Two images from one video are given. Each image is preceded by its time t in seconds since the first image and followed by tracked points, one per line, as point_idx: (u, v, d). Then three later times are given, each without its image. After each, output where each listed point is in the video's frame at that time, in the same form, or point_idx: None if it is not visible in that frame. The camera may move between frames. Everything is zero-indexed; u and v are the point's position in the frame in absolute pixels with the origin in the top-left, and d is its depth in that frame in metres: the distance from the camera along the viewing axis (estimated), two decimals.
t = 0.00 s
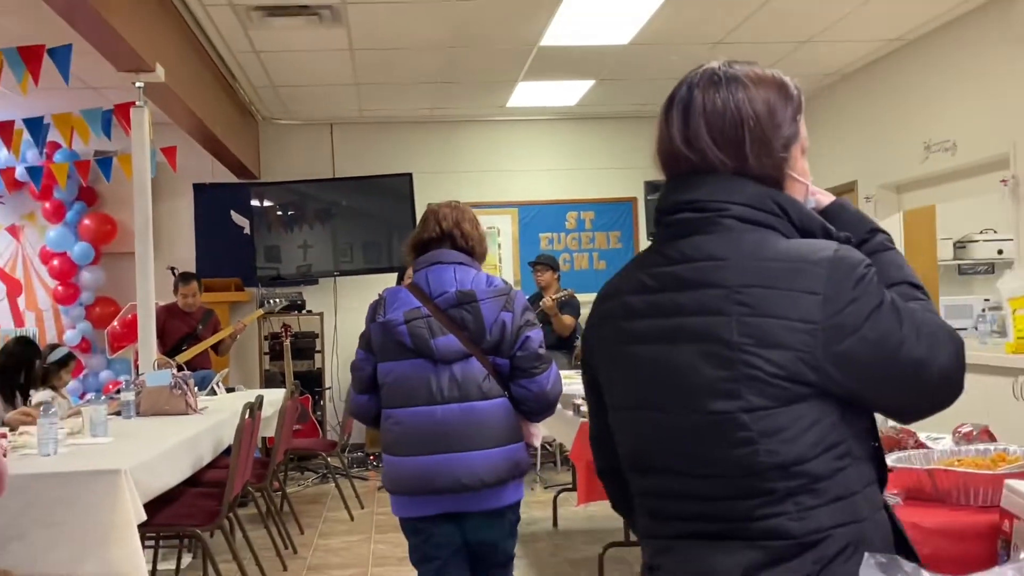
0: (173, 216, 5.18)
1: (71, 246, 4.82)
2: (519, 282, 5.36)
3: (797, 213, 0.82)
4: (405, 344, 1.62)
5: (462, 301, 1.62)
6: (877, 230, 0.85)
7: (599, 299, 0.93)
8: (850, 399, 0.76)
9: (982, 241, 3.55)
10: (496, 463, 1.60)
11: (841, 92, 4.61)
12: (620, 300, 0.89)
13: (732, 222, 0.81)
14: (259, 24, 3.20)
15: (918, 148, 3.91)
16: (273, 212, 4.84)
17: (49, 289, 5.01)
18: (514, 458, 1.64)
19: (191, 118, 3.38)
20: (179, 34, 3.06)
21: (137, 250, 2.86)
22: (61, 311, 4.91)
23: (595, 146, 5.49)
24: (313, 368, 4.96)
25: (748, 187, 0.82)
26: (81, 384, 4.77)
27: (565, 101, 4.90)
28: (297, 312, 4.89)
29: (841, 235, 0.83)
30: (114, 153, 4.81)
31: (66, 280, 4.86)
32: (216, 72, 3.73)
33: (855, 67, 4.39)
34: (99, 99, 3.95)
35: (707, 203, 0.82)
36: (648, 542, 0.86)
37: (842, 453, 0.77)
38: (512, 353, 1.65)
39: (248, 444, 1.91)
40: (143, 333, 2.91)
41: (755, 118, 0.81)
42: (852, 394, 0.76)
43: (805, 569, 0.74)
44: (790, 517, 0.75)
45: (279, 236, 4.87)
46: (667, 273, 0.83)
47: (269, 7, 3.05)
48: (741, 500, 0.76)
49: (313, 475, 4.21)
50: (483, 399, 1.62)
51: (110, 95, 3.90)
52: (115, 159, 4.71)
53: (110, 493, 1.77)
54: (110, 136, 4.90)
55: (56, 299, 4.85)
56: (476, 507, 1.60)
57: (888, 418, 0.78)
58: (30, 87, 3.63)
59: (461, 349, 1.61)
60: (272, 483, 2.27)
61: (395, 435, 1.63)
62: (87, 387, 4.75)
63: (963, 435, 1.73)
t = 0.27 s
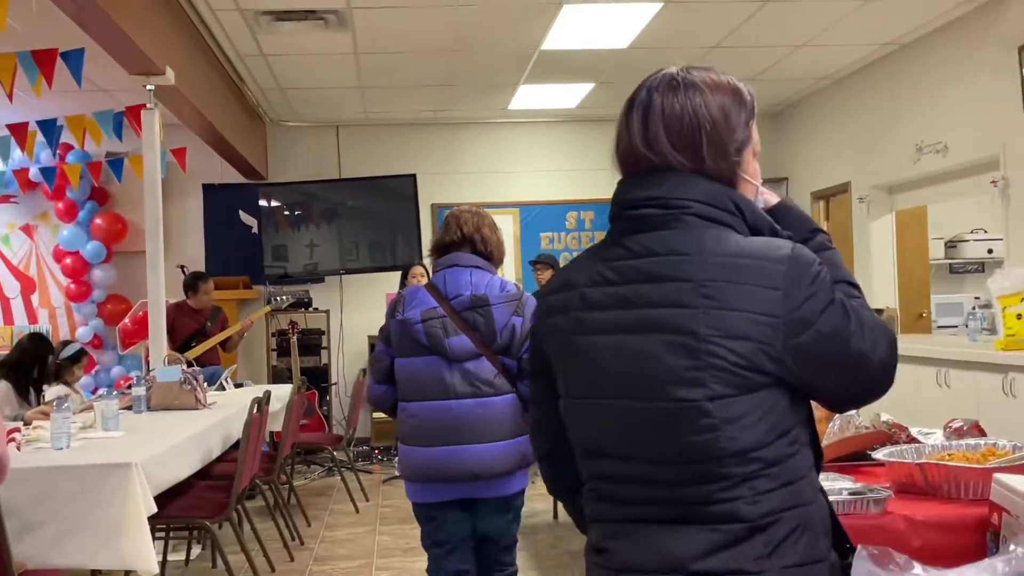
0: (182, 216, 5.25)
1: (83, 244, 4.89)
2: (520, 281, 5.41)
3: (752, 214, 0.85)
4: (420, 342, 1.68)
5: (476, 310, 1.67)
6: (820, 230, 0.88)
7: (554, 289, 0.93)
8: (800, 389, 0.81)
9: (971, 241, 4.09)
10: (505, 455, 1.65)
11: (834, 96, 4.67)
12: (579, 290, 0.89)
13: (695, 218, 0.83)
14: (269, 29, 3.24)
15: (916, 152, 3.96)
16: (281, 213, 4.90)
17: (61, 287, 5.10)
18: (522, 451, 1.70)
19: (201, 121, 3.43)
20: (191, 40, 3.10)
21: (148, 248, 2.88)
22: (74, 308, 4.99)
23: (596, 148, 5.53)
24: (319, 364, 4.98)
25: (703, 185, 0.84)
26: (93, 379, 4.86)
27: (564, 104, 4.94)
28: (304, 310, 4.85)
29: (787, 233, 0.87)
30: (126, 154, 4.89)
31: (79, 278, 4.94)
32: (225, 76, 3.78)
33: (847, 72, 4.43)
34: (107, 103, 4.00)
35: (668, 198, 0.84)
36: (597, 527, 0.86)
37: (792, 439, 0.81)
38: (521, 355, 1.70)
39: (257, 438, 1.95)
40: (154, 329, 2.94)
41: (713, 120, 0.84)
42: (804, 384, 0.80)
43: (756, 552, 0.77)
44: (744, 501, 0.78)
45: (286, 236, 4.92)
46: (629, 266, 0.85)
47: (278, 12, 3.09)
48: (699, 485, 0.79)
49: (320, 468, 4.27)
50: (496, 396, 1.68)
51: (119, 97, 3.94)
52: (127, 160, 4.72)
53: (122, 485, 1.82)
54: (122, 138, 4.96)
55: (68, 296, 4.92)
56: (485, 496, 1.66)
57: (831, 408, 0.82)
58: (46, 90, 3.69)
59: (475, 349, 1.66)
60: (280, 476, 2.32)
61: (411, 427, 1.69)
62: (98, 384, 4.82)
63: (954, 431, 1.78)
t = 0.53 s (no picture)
0: (196, 216, 5.34)
1: (104, 243, 4.99)
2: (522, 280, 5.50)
3: (710, 219, 0.92)
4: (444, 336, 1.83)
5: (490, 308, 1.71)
6: (776, 235, 0.96)
7: (525, 286, 0.99)
8: (751, 383, 0.87)
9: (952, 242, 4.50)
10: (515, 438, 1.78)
11: (824, 102, 4.74)
12: (547, 287, 0.95)
13: (656, 220, 0.89)
14: (282, 40, 3.34)
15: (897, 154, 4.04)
16: (293, 215, 5.06)
17: (84, 286, 5.21)
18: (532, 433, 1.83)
19: (216, 126, 3.52)
20: (207, 50, 3.19)
21: (167, 248, 2.97)
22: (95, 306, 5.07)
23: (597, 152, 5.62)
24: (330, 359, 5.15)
25: (664, 191, 0.91)
26: (113, 373, 4.90)
27: (563, 111, 5.03)
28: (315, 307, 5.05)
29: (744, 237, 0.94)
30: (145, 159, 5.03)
31: (100, 277, 5.01)
32: (239, 83, 3.86)
33: (838, 79, 4.51)
34: (121, 109, 4.10)
35: (633, 203, 0.90)
36: (563, 511, 0.92)
37: (743, 430, 0.87)
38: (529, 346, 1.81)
39: (270, 430, 2.04)
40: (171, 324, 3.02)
41: (674, 131, 0.90)
42: (754, 379, 0.86)
43: (708, 536, 0.83)
44: (698, 488, 0.83)
45: (298, 237, 5.08)
46: (595, 265, 0.91)
47: (290, 23, 3.18)
48: (657, 472, 0.84)
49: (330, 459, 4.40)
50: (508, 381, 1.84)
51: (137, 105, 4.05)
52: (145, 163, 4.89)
53: (142, 474, 1.91)
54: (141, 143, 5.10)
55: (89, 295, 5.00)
56: (494, 477, 1.79)
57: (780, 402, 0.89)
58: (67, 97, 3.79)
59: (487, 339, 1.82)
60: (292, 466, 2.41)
61: (429, 413, 1.85)
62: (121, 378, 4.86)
63: (935, 423, 1.86)
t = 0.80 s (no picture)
0: (205, 216, 5.39)
1: (117, 242, 5.07)
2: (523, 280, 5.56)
3: (679, 220, 0.95)
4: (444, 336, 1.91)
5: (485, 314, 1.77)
6: (751, 241, 0.99)
7: (501, 284, 1.03)
8: (713, 379, 0.89)
9: (939, 243, 4.50)
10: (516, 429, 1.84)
11: (818, 106, 4.79)
12: (522, 285, 0.99)
13: (622, 220, 0.93)
14: (290, 46, 3.39)
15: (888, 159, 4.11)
16: (300, 216, 5.11)
17: (98, 284, 5.30)
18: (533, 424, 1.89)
19: (226, 130, 3.58)
20: (217, 57, 3.26)
21: (178, 247, 3.02)
22: (107, 304, 5.15)
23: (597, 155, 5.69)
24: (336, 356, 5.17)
25: (632, 193, 0.94)
26: (125, 369, 5.03)
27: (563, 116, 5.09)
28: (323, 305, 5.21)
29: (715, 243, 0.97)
30: (156, 161, 5.13)
31: (113, 276, 5.10)
32: (248, 88, 3.92)
33: (831, 84, 4.55)
34: (131, 113, 4.18)
35: (602, 204, 0.94)
36: (535, 500, 0.95)
37: (705, 425, 0.90)
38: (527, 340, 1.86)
39: (278, 424, 2.09)
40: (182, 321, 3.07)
41: (638, 137, 0.94)
42: (716, 375, 0.89)
43: (671, 526, 0.86)
44: (661, 479, 0.86)
45: (304, 237, 5.13)
46: (565, 264, 0.94)
47: (298, 30, 3.24)
48: (620, 463, 0.87)
49: (336, 453, 4.47)
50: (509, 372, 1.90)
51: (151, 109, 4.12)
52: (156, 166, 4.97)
53: (152, 467, 1.97)
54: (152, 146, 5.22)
55: (103, 293, 5.10)
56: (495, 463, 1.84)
57: (743, 399, 0.91)
58: (81, 102, 3.86)
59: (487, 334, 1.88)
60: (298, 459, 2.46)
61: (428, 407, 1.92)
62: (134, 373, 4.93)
63: (924, 419, 1.91)
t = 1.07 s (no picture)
0: (220, 219, 5.60)
1: (139, 243, 5.34)
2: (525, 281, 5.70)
3: (643, 222, 1.00)
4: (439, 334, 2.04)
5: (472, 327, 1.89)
6: (724, 252, 1.06)
7: (482, 287, 1.10)
8: (674, 369, 0.95)
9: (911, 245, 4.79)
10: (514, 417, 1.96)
11: (806, 114, 4.90)
12: (499, 286, 1.06)
13: (589, 223, 0.99)
14: (301, 58, 3.51)
15: (864, 165, 4.26)
16: (312, 218, 5.21)
17: (121, 283, 5.59)
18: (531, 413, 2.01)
19: (242, 138, 3.70)
20: (234, 69, 3.38)
21: (197, 249, 3.13)
22: (130, 302, 5.45)
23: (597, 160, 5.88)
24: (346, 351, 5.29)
25: (602, 199, 1.00)
26: (148, 363, 5.35)
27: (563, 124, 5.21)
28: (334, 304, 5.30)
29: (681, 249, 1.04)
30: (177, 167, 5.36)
31: (136, 276, 5.39)
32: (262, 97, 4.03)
33: (815, 93, 4.67)
34: (146, 119, 4.31)
35: (570, 209, 1.00)
36: (517, 488, 1.02)
37: (669, 413, 0.95)
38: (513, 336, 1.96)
39: (291, 414, 2.21)
40: (200, 317, 3.20)
41: (603, 149, 1.01)
42: (676, 365, 0.94)
43: (640, 508, 0.92)
44: (627, 463, 0.92)
45: (316, 240, 5.23)
46: (537, 265, 1.01)
47: (309, 43, 3.34)
48: (588, 448, 0.94)
49: (346, 442, 4.61)
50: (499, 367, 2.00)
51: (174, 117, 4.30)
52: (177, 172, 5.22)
53: (172, 456, 2.09)
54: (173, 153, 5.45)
55: (126, 291, 5.38)
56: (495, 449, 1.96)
57: (705, 388, 0.96)
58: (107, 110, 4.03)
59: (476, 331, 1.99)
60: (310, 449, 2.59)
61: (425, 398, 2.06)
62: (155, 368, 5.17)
63: (900, 410, 2.03)
